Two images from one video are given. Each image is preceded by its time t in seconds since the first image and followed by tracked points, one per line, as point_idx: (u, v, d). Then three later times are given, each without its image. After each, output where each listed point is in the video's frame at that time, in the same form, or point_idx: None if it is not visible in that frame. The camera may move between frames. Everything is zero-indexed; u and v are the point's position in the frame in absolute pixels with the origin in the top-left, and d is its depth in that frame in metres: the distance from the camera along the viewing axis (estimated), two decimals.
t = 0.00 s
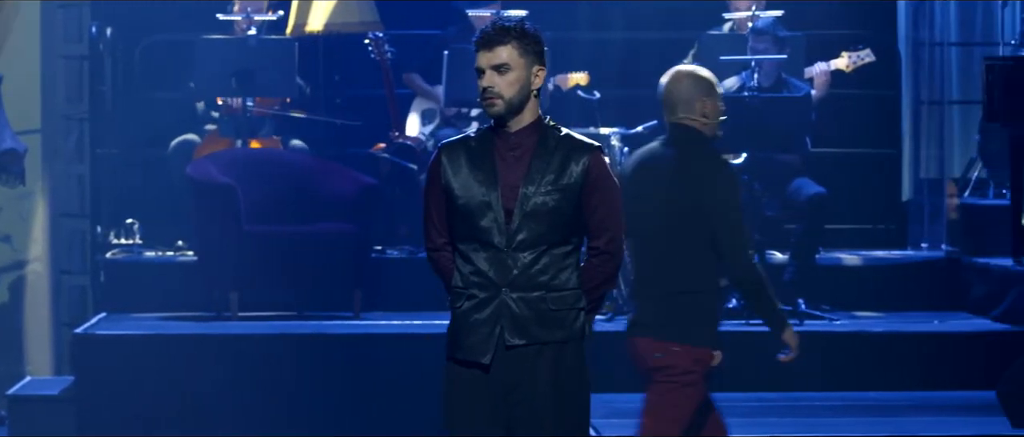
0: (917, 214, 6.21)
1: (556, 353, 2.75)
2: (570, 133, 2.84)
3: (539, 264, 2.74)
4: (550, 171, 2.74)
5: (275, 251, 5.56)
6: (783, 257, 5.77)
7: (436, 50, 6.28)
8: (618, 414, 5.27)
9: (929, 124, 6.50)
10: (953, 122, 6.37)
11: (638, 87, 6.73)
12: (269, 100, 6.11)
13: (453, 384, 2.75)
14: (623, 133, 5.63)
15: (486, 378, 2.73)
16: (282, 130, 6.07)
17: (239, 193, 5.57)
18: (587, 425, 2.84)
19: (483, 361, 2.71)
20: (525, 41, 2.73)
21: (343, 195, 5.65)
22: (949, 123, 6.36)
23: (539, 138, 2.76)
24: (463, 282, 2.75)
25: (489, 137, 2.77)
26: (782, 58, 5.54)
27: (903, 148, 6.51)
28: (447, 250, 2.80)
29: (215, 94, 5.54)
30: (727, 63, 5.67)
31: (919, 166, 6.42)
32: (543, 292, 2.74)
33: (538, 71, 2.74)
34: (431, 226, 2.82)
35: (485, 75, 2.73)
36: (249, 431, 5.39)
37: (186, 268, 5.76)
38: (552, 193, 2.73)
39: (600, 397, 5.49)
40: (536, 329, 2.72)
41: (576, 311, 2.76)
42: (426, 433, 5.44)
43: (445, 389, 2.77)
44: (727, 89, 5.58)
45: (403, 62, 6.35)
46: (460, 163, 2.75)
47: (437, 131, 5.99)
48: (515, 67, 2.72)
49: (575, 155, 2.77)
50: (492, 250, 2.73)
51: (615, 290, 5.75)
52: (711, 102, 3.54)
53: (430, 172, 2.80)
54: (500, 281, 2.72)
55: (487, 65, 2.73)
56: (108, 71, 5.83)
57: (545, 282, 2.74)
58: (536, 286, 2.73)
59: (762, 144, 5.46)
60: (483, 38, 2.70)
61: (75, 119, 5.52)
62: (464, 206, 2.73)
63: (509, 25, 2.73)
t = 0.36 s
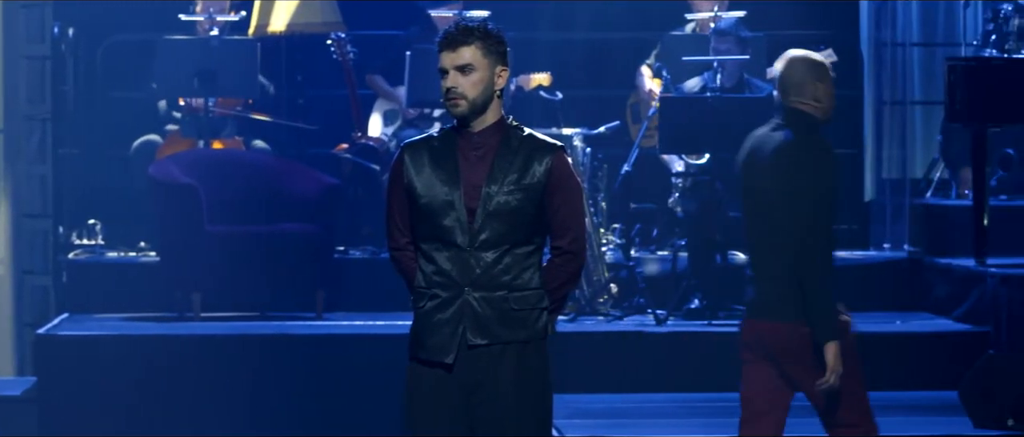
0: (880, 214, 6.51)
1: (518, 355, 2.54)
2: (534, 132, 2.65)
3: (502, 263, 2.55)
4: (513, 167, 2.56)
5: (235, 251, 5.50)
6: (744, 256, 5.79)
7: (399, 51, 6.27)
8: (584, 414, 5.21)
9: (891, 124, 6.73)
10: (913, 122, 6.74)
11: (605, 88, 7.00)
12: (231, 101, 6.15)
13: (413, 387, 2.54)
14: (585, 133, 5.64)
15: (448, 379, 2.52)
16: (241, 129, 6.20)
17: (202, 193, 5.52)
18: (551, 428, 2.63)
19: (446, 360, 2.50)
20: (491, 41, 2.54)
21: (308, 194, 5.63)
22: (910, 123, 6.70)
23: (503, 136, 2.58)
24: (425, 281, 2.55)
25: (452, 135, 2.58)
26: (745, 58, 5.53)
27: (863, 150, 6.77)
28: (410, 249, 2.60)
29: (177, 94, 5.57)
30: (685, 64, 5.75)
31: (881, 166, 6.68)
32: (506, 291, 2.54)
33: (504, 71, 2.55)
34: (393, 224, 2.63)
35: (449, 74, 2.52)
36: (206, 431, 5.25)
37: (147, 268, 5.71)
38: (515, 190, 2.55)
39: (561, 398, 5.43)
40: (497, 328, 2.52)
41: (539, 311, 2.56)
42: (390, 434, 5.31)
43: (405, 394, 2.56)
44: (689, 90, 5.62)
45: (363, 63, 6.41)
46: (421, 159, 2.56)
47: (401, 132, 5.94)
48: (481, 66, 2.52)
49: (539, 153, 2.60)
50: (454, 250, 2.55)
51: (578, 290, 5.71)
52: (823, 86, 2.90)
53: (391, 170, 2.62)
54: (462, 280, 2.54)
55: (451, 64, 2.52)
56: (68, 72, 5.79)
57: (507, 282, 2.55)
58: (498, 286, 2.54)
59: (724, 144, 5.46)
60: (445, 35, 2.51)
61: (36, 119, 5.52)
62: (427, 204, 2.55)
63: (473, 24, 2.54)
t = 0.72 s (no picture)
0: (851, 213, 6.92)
1: (491, 356, 2.44)
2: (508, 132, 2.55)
3: (475, 263, 2.45)
4: (487, 166, 2.46)
5: (208, 250, 5.49)
6: (718, 257, 5.94)
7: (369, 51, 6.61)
8: (555, 414, 5.04)
9: (862, 123, 7.02)
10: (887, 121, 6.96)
11: (575, 88, 7.38)
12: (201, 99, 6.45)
13: (386, 388, 2.44)
14: (558, 134, 5.72)
15: (421, 379, 2.42)
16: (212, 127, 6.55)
17: (174, 193, 5.53)
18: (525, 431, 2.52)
19: (419, 360, 2.41)
20: (465, 41, 2.43)
21: (281, 195, 5.66)
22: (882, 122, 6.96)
23: (477, 136, 2.48)
24: (397, 280, 2.46)
25: (424, 134, 2.48)
26: (717, 59, 5.51)
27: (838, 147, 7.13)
28: (382, 249, 2.52)
29: (151, 93, 5.69)
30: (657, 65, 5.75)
31: (853, 167, 7.03)
32: (478, 291, 2.45)
33: (478, 71, 2.44)
34: (365, 223, 2.53)
35: (423, 75, 2.41)
36: (169, 432, 5.08)
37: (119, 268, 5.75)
38: (488, 190, 2.45)
39: (534, 398, 5.32)
40: (470, 328, 2.42)
41: (512, 311, 2.46)
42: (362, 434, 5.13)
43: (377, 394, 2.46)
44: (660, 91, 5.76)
45: (336, 63, 6.96)
46: (394, 157, 2.47)
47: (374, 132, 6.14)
48: (455, 67, 2.41)
49: (513, 152, 2.49)
50: (427, 249, 2.45)
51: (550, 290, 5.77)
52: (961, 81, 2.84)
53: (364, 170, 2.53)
54: (435, 279, 2.44)
55: (424, 64, 2.41)
56: (40, 72, 5.76)
57: (480, 281, 2.45)
58: (470, 286, 2.44)
59: (694, 144, 5.47)
60: (418, 35, 2.39)
61: (10, 120, 5.24)
62: (399, 204, 2.45)
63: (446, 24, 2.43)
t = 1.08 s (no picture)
0: (843, 213, 6.96)
1: (482, 356, 2.40)
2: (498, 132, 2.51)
3: (465, 263, 2.40)
4: (477, 166, 2.42)
5: (198, 250, 5.47)
6: (708, 257, 5.93)
7: (359, 52, 6.60)
8: (544, 414, 5.03)
9: (854, 124, 7.06)
10: (877, 121, 7.05)
11: (568, 89, 7.43)
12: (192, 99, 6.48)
13: (377, 388, 2.40)
14: (548, 134, 5.74)
15: (412, 378, 2.38)
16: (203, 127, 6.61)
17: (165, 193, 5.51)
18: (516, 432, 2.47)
19: (410, 360, 2.36)
20: (458, 40, 2.38)
21: (272, 194, 5.67)
22: (874, 123, 7.05)
23: (466, 136, 2.45)
24: (388, 280, 2.41)
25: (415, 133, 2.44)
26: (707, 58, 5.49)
27: (831, 147, 7.13)
28: (373, 249, 2.50)
29: (141, 93, 5.69)
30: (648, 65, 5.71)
31: (843, 166, 7.04)
32: (469, 291, 2.39)
33: (471, 70, 2.40)
34: (356, 223, 2.51)
35: (418, 74, 2.35)
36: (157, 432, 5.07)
37: (110, 268, 5.72)
38: (479, 189, 2.41)
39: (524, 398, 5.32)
40: (461, 328, 2.37)
41: (501, 311, 2.41)
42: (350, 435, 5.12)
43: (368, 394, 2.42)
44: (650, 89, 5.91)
45: (325, 63, 7.06)
46: (384, 157, 2.44)
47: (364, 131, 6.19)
48: (450, 66, 2.36)
49: (503, 152, 2.45)
50: (418, 249, 2.40)
51: (541, 290, 5.80)
52: None
53: (354, 169, 2.49)
54: (426, 279, 2.38)
55: (419, 63, 2.35)
56: (29, 70, 5.66)
57: (470, 281, 2.39)
58: (461, 285, 2.39)
59: (682, 144, 5.47)
60: (413, 33, 2.34)
61: None
62: (389, 203, 2.41)
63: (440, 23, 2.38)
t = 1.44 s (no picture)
0: (844, 213, 6.91)
1: (483, 356, 2.40)
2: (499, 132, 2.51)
3: (466, 263, 2.40)
4: (478, 166, 2.42)
5: (199, 250, 5.47)
6: (710, 257, 5.93)
7: (360, 52, 6.60)
8: (545, 414, 5.03)
9: (855, 123, 7.03)
10: (877, 121, 7.00)
11: (568, 90, 7.42)
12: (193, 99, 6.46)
13: (378, 388, 2.40)
14: (550, 133, 5.75)
15: (415, 379, 2.38)
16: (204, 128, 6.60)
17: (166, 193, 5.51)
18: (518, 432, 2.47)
19: (411, 361, 2.36)
20: (462, 39, 2.39)
21: (273, 194, 5.67)
22: (875, 123, 7.02)
23: (468, 136, 2.45)
24: (389, 281, 2.41)
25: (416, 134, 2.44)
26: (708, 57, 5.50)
27: (832, 147, 7.12)
28: (374, 250, 2.49)
29: (143, 93, 5.69)
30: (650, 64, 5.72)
31: (845, 166, 7.01)
32: (471, 291, 2.39)
33: (475, 69, 2.40)
34: (357, 224, 2.51)
35: (423, 72, 2.36)
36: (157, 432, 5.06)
37: (112, 269, 5.71)
38: (480, 190, 2.40)
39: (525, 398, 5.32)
40: (462, 329, 2.37)
41: (503, 311, 2.41)
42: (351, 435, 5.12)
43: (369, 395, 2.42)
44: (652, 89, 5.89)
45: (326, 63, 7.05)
46: (386, 158, 2.44)
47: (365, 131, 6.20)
48: (455, 65, 2.37)
49: (505, 152, 2.45)
50: (419, 250, 2.40)
51: (542, 290, 5.82)
52: None
53: (355, 171, 2.49)
54: (427, 280, 2.38)
55: (425, 62, 2.35)
56: (32, 70, 5.66)
57: (472, 282, 2.39)
58: (463, 286, 2.39)
59: (685, 144, 5.47)
60: (421, 30, 2.34)
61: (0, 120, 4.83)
62: (391, 204, 2.41)
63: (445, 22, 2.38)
